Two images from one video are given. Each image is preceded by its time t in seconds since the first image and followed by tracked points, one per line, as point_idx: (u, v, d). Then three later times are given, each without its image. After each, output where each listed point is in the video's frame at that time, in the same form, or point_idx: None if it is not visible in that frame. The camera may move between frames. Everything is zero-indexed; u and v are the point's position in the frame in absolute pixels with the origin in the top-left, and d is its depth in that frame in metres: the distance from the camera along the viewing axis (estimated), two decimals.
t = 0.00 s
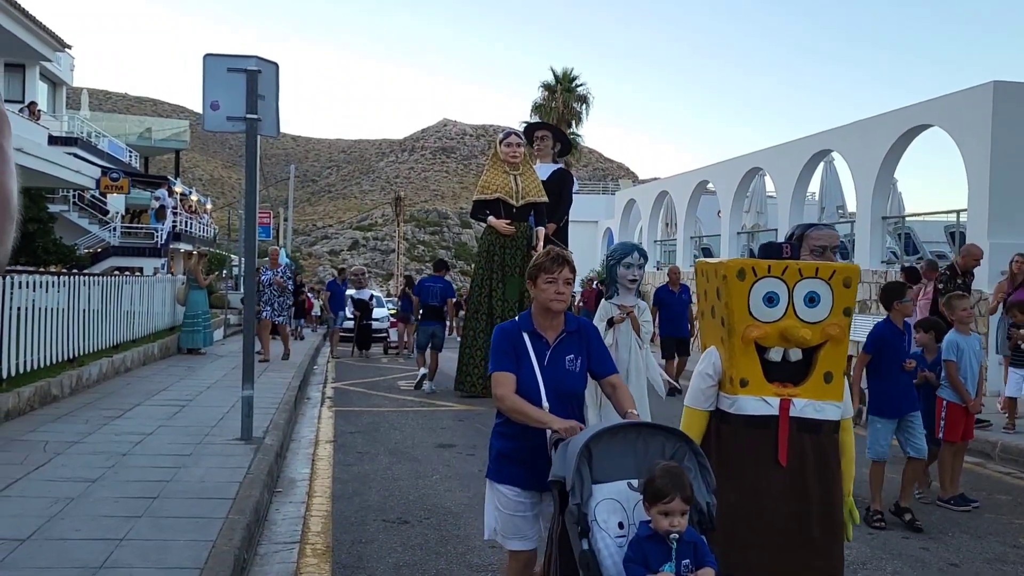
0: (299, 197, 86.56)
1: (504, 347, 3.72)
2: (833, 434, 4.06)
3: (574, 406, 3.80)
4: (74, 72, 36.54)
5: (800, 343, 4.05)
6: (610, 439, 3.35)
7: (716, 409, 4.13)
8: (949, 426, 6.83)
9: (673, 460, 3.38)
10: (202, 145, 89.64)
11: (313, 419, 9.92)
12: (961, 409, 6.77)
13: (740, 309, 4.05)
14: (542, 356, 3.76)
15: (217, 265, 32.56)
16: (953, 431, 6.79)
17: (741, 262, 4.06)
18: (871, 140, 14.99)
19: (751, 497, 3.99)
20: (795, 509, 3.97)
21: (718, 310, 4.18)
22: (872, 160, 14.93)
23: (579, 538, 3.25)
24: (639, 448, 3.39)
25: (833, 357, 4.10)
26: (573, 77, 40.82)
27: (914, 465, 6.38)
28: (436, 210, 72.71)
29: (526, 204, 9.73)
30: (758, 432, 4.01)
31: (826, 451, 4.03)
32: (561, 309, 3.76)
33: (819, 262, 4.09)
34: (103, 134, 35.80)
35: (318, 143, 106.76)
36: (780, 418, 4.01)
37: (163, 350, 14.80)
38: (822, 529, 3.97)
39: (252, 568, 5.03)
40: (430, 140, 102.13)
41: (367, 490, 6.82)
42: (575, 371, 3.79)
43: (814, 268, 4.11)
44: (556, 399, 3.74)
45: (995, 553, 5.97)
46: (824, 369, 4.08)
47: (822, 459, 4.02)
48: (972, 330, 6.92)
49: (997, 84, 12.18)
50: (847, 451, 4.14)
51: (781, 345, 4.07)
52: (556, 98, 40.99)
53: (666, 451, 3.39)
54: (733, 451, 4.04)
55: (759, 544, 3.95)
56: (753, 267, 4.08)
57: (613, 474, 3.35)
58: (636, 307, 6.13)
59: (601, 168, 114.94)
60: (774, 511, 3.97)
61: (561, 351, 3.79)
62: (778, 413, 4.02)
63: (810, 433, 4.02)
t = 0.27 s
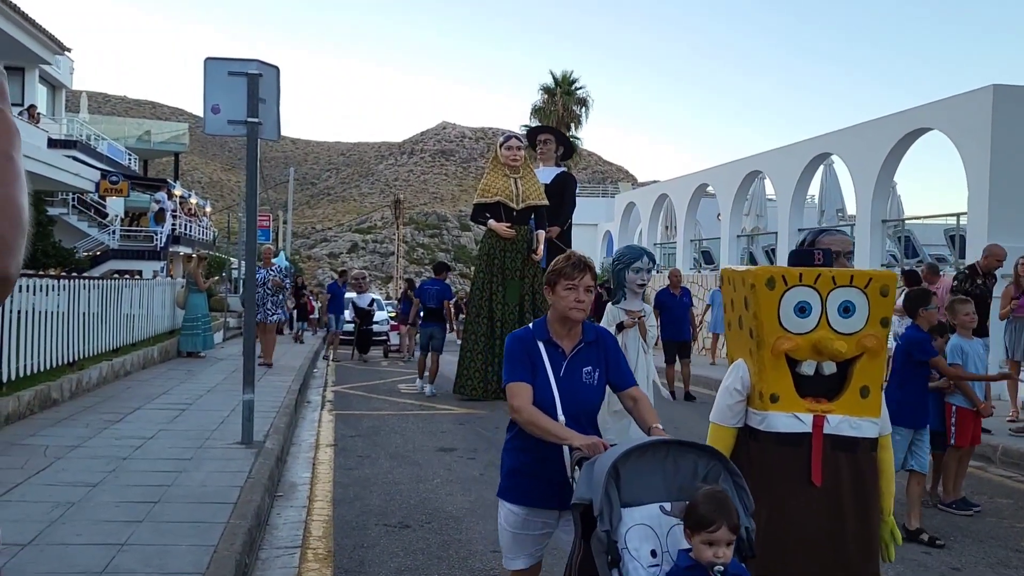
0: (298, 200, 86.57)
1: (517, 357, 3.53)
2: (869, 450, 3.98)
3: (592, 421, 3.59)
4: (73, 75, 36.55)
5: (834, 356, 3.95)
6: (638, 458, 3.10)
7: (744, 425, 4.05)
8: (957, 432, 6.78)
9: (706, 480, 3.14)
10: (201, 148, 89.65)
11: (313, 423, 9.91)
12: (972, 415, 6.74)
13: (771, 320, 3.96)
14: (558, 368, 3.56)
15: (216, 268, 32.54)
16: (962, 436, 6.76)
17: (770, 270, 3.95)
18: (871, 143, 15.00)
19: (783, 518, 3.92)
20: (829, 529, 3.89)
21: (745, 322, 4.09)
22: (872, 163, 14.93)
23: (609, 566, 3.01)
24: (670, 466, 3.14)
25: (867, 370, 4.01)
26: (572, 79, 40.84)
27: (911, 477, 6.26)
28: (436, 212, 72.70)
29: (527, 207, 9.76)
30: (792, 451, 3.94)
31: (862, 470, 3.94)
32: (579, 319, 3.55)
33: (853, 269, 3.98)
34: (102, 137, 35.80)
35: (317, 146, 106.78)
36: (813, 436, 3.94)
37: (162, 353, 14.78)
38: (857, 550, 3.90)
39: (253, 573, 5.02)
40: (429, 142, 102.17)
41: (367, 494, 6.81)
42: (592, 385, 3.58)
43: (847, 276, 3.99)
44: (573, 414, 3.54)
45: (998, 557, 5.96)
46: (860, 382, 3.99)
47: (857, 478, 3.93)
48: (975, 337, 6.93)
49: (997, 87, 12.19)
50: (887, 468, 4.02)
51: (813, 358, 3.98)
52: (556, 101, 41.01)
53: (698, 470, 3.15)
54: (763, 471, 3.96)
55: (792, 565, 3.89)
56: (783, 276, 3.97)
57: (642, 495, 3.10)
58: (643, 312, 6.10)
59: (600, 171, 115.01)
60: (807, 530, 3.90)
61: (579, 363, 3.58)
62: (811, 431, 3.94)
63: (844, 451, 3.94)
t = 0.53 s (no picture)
0: (296, 202, 86.50)
1: (546, 369, 3.35)
2: (905, 457, 3.99)
3: (629, 440, 3.39)
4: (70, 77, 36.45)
5: (868, 357, 3.98)
6: (677, 479, 2.96)
7: (776, 432, 4.06)
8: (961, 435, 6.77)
9: (746, 503, 3.00)
10: (198, 150, 89.55)
11: (312, 426, 9.88)
12: (976, 418, 6.71)
13: (804, 321, 4.00)
14: (592, 381, 3.37)
15: (213, 270, 32.49)
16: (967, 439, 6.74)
17: (801, 267, 3.99)
18: (869, 146, 15.01)
19: (819, 529, 3.94)
20: (868, 543, 3.92)
21: (773, 323, 4.14)
22: (870, 166, 14.95)
23: None
24: (708, 488, 3.00)
25: (900, 371, 4.05)
26: (570, 82, 40.85)
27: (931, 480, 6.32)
28: (433, 215, 72.65)
29: (526, 208, 10.20)
30: (827, 461, 3.96)
31: (899, 480, 3.97)
32: (613, 328, 3.37)
33: (886, 269, 4.02)
34: (99, 139, 35.73)
35: (315, 148, 106.70)
36: (848, 441, 3.97)
37: (160, 356, 14.73)
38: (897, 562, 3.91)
39: None
40: (427, 145, 102.14)
41: (367, 498, 6.79)
42: (627, 400, 3.38)
43: (879, 277, 4.03)
44: (606, 432, 3.34)
45: (999, 561, 5.95)
46: (894, 384, 4.03)
47: (895, 490, 3.96)
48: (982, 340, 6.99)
49: (995, 91, 12.21)
50: (924, 479, 4.02)
51: (846, 360, 4.02)
52: (554, 104, 41.02)
53: (738, 492, 3.01)
54: (797, 485, 3.98)
55: None
56: (815, 276, 4.01)
57: (679, 520, 2.96)
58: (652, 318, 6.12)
59: (597, 173, 115.18)
60: (846, 543, 3.92)
61: (613, 376, 3.39)
62: (846, 439, 3.97)
63: (880, 460, 3.97)
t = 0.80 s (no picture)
0: (291, 204, 86.49)
1: (581, 368, 3.21)
2: (956, 479, 3.43)
3: (666, 443, 3.26)
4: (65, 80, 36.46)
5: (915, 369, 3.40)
6: (715, 499, 2.65)
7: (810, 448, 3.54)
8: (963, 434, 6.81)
9: (794, 526, 2.68)
10: (193, 153, 89.53)
11: (310, 429, 9.86)
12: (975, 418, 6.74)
13: (842, 328, 3.42)
14: (630, 382, 3.23)
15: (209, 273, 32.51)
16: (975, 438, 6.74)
17: (840, 270, 3.41)
18: (865, 147, 15.04)
19: (861, 558, 3.37)
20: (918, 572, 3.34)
21: (808, 329, 3.57)
22: (866, 167, 14.98)
23: None
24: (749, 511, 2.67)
25: (952, 385, 3.46)
26: (566, 84, 40.93)
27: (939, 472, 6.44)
28: (429, 216, 72.74)
29: (523, 210, 10.20)
30: (867, 478, 3.41)
31: (949, 502, 3.41)
32: (654, 326, 3.23)
33: (938, 269, 3.44)
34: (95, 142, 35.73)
35: (310, 151, 106.69)
36: (892, 462, 3.40)
37: (156, 359, 14.71)
38: None
39: None
40: (422, 147, 102.19)
41: (366, 500, 6.77)
42: (667, 402, 3.23)
43: (930, 278, 3.45)
44: (643, 435, 3.21)
45: (1000, 562, 5.94)
46: (943, 399, 3.46)
47: (945, 513, 3.40)
48: (991, 339, 7.18)
49: (991, 92, 12.24)
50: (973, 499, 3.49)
51: (890, 371, 3.44)
52: (550, 106, 41.09)
53: (783, 514, 2.68)
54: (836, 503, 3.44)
55: None
56: (856, 277, 3.44)
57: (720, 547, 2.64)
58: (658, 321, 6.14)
59: (592, 175, 115.36)
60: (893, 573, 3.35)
61: (652, 377, 3.25)
62: (889, 456, 3.41)
63: (928, 479, 3.41)
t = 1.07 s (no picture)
0: (284, 207, 86.38)
1: (609, 386, 3.10)
2: (1012, 488, 3.17)
3: (701, 466, 3.14)
4: (57, 83, 36.37)
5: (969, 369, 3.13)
6: (762, 525, 2.46)
7: (855, 456, 3.26)
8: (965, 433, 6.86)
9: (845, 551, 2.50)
10: (185, 156, 89.37)
11: (304, 432, 9.85)
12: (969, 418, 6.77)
13: (891, 325, 3.12)
14: (662, 403, 3.11)
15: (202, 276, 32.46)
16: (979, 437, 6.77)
17: (888, 261, 3.11)
18: (858, 148, 15.08)
19: None
20: None
21: (849, 326, 3.26)
22: (858, 169, 15.02)
23: None
24: (798, 535, 2.49)
25: (1009, 386, 3.19)
26: (559, 87, 40.98)
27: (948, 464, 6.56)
28: (421, 219, 72.72)
29: (517, 213, 10.21)
30: (916, 489, 3.14)
31: (1003, 515, 3.15)
32: (686, 341, 3.11)
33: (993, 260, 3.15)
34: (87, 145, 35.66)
35: (303, 153, 106.58)
36: (945, 472, 3.13)
37: (150, 362, 14.67)
38: None
39: None
40: (415, 150, 102.17)
41: (361, 503, 6.76)
42: (702, 423, 3.11)
43: (985, 270, 3.15)
44: (677, 458, 3.10)
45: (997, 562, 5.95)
46: (998, 399, 3.20)
47: (1000, 526, 3.15)
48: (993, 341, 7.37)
49: (983, 94, 12.29)
50: None
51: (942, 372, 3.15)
52: (543, 108, 41.13)
53: (834, 539, 2.51)
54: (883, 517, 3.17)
55: None
56: (904, 269, 3.14)
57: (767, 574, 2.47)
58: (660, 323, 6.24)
59: (585, 177, 115.46)
60: None
61: (686, 397, 3.13)
62: (941, 465, 3.14)
63: (981, 488, 3.15)
